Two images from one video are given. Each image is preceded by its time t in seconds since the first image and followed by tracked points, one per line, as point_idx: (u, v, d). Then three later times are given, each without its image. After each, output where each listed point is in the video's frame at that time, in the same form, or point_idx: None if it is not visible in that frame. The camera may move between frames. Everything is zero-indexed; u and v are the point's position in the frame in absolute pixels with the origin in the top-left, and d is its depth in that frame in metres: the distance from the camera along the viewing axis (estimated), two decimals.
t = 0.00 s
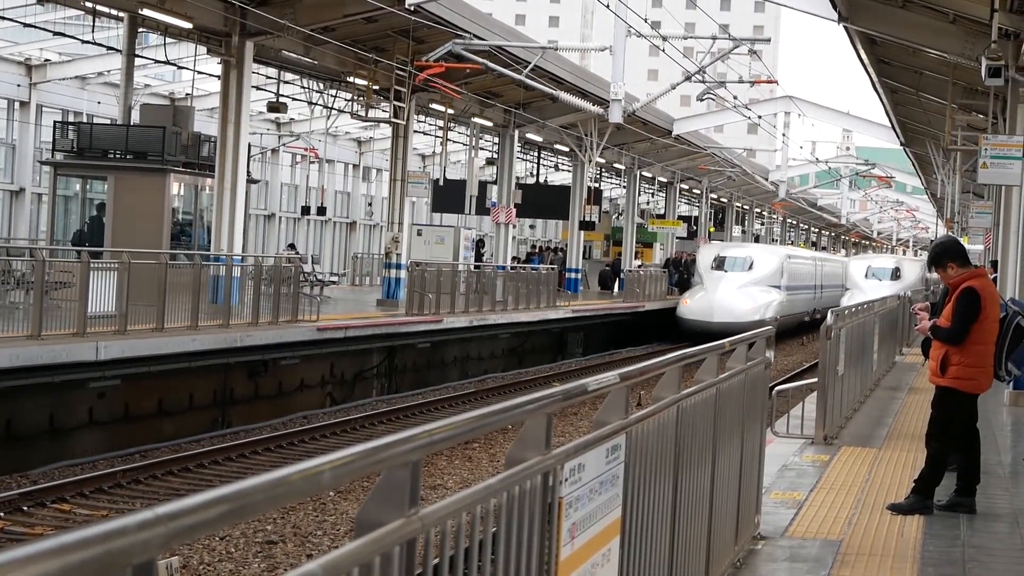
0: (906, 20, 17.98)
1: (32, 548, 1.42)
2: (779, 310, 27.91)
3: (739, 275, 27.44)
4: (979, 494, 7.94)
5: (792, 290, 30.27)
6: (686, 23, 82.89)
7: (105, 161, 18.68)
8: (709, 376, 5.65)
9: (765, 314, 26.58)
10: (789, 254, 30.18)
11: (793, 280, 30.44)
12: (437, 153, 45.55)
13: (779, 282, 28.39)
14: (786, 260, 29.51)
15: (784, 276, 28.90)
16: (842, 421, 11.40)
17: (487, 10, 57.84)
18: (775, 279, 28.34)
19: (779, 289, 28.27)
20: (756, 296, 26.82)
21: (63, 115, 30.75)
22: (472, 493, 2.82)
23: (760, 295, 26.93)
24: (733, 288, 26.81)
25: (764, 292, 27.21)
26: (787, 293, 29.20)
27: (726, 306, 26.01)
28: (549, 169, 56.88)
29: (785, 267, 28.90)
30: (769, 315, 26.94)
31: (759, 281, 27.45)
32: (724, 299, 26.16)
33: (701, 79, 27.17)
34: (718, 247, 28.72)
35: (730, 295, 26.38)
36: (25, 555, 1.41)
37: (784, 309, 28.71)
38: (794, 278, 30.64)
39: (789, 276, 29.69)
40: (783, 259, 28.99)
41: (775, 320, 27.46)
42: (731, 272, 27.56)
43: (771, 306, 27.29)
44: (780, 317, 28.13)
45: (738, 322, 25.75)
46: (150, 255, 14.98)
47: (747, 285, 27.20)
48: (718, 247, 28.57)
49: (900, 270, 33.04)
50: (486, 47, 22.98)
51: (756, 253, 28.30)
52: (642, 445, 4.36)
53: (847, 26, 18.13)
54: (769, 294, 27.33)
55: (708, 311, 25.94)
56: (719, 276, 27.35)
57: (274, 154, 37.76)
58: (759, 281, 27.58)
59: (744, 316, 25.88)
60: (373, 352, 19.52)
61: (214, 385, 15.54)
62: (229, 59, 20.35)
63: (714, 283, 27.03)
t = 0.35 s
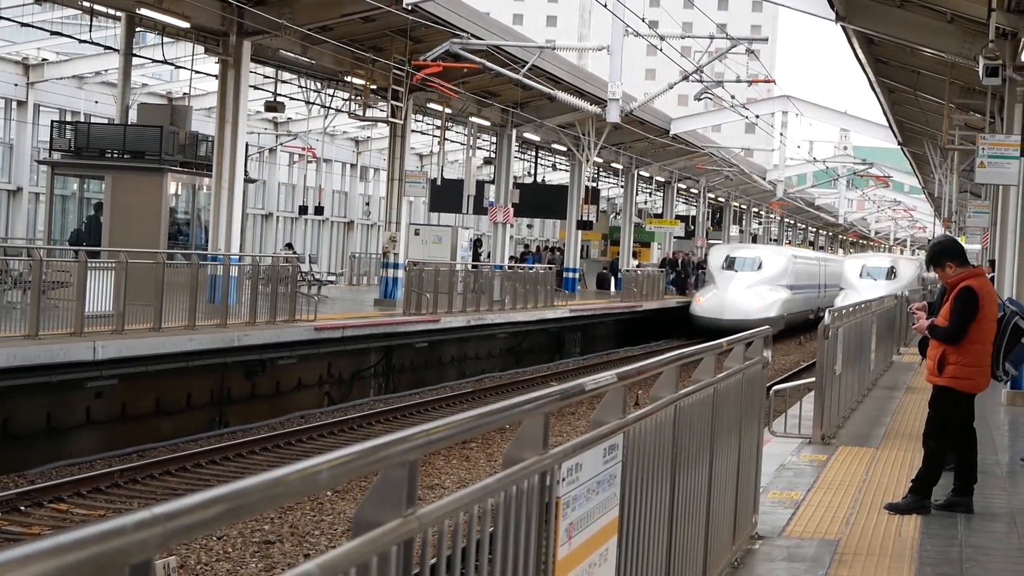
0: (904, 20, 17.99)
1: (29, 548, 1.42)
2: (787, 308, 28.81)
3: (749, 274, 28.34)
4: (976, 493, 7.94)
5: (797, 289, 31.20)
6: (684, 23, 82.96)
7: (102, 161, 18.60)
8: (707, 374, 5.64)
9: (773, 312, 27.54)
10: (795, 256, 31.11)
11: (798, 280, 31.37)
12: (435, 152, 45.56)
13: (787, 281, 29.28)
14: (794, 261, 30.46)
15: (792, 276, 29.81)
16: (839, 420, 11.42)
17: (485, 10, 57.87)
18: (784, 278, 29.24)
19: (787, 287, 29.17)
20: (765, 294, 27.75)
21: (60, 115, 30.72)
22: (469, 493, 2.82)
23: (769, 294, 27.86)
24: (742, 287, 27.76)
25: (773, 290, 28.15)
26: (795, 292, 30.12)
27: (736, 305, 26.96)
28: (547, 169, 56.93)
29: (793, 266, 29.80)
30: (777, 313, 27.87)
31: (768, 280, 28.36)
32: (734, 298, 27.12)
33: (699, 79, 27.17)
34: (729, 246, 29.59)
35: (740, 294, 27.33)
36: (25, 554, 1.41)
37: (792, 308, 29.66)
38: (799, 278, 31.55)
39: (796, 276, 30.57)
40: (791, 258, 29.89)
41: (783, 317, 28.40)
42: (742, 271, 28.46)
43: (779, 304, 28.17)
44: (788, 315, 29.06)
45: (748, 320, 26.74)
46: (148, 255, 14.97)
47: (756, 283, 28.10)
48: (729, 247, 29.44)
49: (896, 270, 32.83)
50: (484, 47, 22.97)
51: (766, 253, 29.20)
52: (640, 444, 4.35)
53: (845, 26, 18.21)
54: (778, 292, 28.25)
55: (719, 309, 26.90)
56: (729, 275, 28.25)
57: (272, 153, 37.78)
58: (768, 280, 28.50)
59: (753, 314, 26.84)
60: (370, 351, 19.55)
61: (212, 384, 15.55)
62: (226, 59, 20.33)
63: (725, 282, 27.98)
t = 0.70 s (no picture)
0: (904, 20, 17.98)
1: (31, 548, 1.42)
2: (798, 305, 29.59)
3: (761, 273, 28.96)
4: (976, 493, 7.95)
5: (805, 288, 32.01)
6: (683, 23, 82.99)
7: (102, 162, 18.62)
8: (707, 375, 5.64)
9: (784, 311, 28.38)
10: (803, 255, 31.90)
11: (806, 279, 32.17)
12: (434, 153, 45.57)
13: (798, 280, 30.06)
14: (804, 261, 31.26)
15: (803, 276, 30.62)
16: (839, 420, 11.42)
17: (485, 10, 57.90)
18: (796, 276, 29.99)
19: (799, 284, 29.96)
20: (777, 294, 28.44)
21: (60, 116, 30.72)
22: (469, 493, 2.82)
23: (780, 293, 28.56)
24: (756, 286, 28.50)
25: (785, 289, 28.92)
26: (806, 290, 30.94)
27: (748, 306, 27.85)
28: (546, 169, 56.95)
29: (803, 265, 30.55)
30: (788, 311, 28.62)
31: (780, 279, 29.01)
32: (747, 299, 27.99)
33: (698, 79, 27.17)
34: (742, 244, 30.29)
35: (753, 294, 28.14)
36: (26, 553, 1.41)
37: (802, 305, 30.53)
38: (807, 277, 32.35)
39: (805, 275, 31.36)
40: (802, 257, 30.62)
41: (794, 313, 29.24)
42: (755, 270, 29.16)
43: (790, 303, 28.87)
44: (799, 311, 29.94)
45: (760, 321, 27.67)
46: (147, 256, 14.96)
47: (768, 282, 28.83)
48: (743, 246, 30.11)
49: (893, 270, 32.62)
50: (483, 47, 22.97)
51: (779, 252, 29.86)
52: (640, 445, 4.35)
53: (845, 26, 18.22)
54: (789, 290, 29.01)
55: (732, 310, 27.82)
56: (742, 274, 29.00)
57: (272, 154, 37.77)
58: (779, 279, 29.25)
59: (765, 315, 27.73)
60: (370, 352, 19.56)
61: (211, 385, 15.56)
62: (226, 60, 20.32)
63: (738, 281, 28.78)
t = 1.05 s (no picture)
0: (905, 20, 17.97)
1: (31, 551, 1.42)
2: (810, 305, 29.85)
3: (773, 273, 29.23)
4: (978, 494, 7.94)
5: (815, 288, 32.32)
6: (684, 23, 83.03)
7: (103, 164, 18.68)
8: (708, 376, 5.63)
9: (797, 309, 28.65)
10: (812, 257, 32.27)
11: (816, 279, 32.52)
12: (436, 154, 45.58)
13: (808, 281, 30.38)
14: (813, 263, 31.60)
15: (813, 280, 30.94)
16: (840, 421, 11.42)
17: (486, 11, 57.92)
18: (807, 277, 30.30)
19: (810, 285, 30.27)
20: (790, 292, 28.70)
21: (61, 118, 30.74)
22: (470, 495, 2.81)
23: (793, 292, 28.82)
24: (769, 285, 28.79)
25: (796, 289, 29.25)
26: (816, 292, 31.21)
27: (762, 304, 28.15)
28: (547, 170, 56.93)
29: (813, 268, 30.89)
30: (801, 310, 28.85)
31: (792, 279, 29.27)
32: (761, 297, 28.30)
33: (699, 80, 27.16)
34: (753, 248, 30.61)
35: (766, 293, 28.45)
36: (27, 555, 1.41)
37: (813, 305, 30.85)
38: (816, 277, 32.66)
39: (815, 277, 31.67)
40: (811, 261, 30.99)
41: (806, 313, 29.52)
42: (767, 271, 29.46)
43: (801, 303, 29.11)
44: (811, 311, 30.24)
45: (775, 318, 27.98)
46: (148, 257, 14.95)
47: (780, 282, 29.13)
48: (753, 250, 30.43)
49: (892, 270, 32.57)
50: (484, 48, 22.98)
51: (789, 255, 30.20)
52: (641, 445, 4.35)
53: (846, 27, 18.23)
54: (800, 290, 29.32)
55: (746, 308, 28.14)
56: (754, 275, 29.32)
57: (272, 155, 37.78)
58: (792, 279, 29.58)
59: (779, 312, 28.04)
60: (371, 353, 19.56)
61: (212, 386, 15.56)
62: (226, 61, 20.30)
63: (751, 281, 29.09)
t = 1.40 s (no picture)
0: (904, 20, 17.97)
1: (33, 554, 1.43)
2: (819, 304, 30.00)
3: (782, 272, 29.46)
4: (978, 494, 7.93)
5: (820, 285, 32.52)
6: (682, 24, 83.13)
7: (103, 166, 18.63)
8: (707, 376, 5.63)
9: (806, 307, 28.82)
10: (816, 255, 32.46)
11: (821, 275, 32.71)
12: (435, 155, 45.60)
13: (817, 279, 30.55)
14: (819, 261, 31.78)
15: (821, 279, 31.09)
16: (839, 421, 11.43)
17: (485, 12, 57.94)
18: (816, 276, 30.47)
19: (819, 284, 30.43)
20: (799, 291, 28.92)
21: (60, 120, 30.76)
22: (469, 495, 2.81)
23: (802, 290, 29.04)
24: (778, 284, 29.01)
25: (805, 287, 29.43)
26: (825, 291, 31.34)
27: (772, 302, 28.37)
28: (546, 171, 56.95)
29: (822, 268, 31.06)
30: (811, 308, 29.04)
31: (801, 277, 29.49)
32: (771, 296, 28.52)
33: (698, 80, 27.17)
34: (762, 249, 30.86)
35: (776, 292, 28.67)
36: (30, 556, 1.42)
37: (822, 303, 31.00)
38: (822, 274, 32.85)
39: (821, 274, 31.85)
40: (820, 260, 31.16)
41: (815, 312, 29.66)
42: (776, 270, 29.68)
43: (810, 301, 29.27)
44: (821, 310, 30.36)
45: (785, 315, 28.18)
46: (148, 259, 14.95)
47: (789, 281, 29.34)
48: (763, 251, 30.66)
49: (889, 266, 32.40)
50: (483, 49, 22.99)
51: (798, 254, 30.42)
52: (640, 445, 4.35)
53: (845, 27, 18.29)
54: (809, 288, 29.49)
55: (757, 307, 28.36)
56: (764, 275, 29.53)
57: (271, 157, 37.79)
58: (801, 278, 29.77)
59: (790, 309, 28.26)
60: (370, 354, 19.57)
61: (212, 388, 15.55)
62: (225, 63, 20.29)
63: (760, 281, 29.31)
